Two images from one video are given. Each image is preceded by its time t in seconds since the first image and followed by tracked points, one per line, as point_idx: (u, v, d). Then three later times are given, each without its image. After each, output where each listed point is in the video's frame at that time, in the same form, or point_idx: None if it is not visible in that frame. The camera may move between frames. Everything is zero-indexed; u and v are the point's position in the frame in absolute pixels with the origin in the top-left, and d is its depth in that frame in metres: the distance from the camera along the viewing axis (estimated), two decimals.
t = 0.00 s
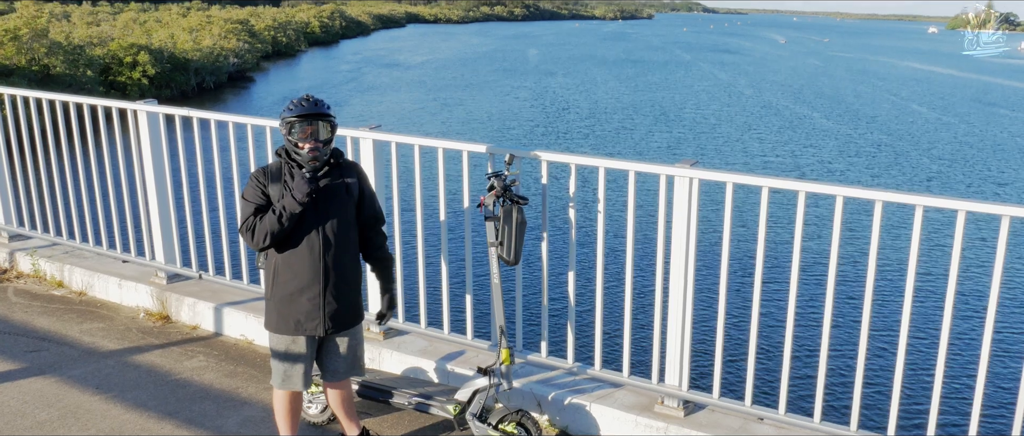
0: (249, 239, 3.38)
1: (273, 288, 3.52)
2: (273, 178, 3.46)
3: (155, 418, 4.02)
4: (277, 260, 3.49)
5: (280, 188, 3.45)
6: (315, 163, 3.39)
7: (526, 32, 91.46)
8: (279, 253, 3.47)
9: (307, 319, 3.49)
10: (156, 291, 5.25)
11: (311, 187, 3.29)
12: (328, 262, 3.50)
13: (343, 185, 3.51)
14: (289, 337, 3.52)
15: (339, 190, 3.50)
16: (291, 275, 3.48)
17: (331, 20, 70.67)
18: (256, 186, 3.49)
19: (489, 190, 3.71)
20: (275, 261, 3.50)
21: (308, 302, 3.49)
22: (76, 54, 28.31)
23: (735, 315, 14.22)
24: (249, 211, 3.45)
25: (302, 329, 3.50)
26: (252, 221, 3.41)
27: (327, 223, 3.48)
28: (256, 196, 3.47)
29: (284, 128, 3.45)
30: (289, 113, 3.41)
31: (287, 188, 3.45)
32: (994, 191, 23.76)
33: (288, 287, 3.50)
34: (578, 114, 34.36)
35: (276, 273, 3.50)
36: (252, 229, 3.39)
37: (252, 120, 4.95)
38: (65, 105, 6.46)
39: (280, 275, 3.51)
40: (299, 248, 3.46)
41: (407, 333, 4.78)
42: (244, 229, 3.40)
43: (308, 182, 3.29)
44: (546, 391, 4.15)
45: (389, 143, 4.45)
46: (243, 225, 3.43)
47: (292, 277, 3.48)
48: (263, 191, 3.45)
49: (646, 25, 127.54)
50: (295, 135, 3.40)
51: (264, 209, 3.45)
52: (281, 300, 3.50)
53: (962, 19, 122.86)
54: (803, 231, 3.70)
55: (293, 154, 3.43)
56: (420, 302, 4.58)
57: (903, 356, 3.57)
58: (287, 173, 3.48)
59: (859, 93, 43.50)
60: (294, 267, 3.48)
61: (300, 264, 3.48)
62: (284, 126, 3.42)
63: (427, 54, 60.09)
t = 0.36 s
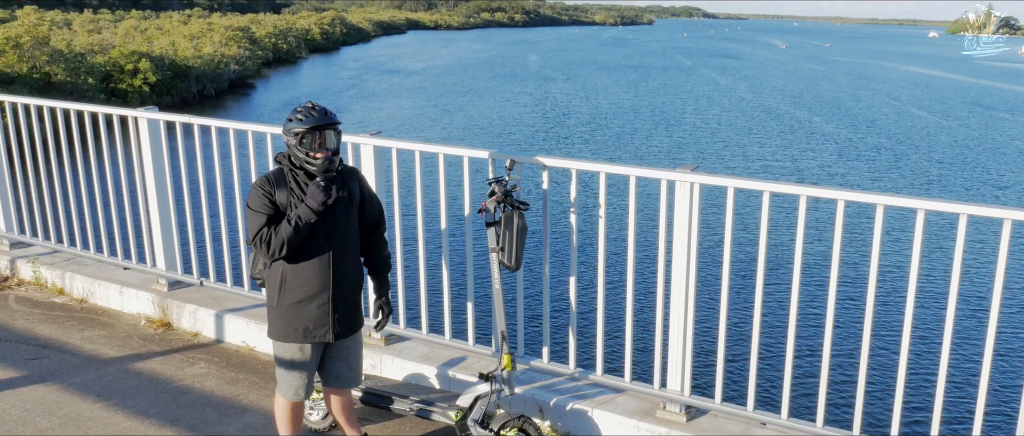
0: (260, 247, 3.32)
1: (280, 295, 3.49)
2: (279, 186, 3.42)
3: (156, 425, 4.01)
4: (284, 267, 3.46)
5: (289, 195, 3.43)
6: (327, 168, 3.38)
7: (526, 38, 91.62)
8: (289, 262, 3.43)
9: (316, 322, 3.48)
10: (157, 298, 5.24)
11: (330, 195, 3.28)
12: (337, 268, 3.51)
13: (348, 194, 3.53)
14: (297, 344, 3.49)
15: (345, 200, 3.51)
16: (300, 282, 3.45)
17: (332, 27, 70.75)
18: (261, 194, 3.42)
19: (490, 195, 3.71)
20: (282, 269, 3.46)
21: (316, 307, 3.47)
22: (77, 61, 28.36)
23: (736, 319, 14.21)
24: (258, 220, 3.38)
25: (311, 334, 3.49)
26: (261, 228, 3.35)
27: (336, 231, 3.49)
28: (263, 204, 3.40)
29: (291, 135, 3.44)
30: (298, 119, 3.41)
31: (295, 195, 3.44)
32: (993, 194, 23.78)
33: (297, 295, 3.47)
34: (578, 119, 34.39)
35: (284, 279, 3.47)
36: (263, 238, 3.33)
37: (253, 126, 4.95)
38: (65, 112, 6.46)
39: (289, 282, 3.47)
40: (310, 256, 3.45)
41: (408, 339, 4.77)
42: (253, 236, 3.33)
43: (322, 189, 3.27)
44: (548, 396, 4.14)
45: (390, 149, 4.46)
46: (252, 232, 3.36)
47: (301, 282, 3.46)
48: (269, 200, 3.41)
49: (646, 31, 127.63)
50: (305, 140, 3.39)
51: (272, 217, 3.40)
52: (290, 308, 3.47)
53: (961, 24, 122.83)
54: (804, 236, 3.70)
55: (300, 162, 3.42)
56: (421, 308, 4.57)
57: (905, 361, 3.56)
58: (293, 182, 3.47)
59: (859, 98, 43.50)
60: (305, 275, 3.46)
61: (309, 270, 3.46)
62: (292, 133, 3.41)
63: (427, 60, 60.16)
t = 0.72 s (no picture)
0: (283, 252, 3.25)
1: (294, 297, 3.45)
2: (291, 189, 3.39)
3: (159, 427, 4.01)
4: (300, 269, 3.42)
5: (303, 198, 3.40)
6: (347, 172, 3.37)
7: (528, 39, 91.59)
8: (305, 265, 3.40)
9: (332, 324, 3.49)
10: (159, 300, 5.24)
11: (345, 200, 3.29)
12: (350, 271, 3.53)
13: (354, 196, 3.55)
14: (310, 344, 3.48)
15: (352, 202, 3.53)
16: (315, 283, 3.45)
17: (333, 29, 70.75)
18: (273, 194, 3.36)
19: (491, 195, 3.70)
20: (296, 271, 3.43)
21: (330, 307, 3.48)
22: (79, 64, 28.38)
23: (738, 319, 14.18)
24: (273, 221, 3.30)
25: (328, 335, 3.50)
26: (282, 231, 3.27)
27: (348, 234, 3.50)
28: (276, 206, 3.34)
29: (306, 137, 3.38)
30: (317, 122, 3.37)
31: (308, 196, 3.41)
32: (995, 193, 23.78)
33: (310, 297, 3.46)
34: (580, 119, 34.39)
35: (298, 281, 3.44)
36: (285, 242, 3.27)
37: (255, 127, 4.95)
38: (66, 114, 6.45)
39: (304, 283, 3.45)
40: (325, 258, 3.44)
41: (409, 339, 4.77)
42: (275, 240, 3.26)
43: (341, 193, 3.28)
44: (550, 396, 4.14)
45: (392, 151, 4.46)
46: (271, 235, 3.28)
47: (317, 284, 3.45)
48: (284, 202, 3.35)
49: (647, 31, 127.52)
50: (324, 144, 3.36)
51: (288, 220, 3.34)
52: (303, 310, 3.46)
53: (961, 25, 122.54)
54: (806, 234, 3.68)
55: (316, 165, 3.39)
56: (422, 309, 4.56)
57: (908, 361, 3.55)
58: (304, 184, 3.43)
59: (860, 97, 43.43)
60: (321, 276, 3.45)
61: (324, 272, 3.45)
62: (309, 135, 3.37)
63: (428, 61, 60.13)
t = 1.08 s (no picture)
0: (323, 244, 3.27)
1: (314, 290, 3.45)
2: (316, 180, 3.40)
3: (162, 417, 4.02)
4: (324, 262, 3.43)
5: (329, 191, 3.43)
6: (369, 165, 3.47)
7: (531, 32, 91.55)
8: (329, 258, 3.42)
9: (350, 317, 3.54)
10: (162, 292, 5.25)
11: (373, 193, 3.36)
12: (364, 263, 3.60)
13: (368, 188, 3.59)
14: (328, 336, 3.52)
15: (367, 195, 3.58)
16: (334, 277, 3.47)
17: (337, 21, 70.62)
18: (300, 186, 3.35)
19: (495, 188, 3.70)
20: (318, 264, 3.43)
21: (347, 301, 3.53)
22: (82, 56, 28.38)
23: (742, 312, 14.17)
24: (305, 214, 3.30)
25: (347, 326, 3.56)
26: (318, 223, 3.28)
27: (363, 228, 3.56)
28: (305, 198, 3.33)
29: (334, 129, 3.41)
30: (347, 116, 3.40)
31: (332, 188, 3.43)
32: (998, 186, 23.74)
33: (331, 289, 3.48)
34: (583, 112, 34.32)
35: (320, 274, 3.44)
36: (322, 234, 3.28)
37: (259, 119, 4.94)
38: (69, 107, 6.44)
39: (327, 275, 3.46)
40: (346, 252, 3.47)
41: (412, 331, 4.78)
42: (314, 231, 3.26)
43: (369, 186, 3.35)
44: (552, 389, 4.14)
45: (396, 142, 4.45)
46: (308, 226, 3.27)
47: (339, 277, 3.48)
48: (314, 194, 3.35)
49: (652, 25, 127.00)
50: (353, 138, 3.42)
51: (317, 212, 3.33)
52: (323, 302, 3.47)
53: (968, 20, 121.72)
54: (810, 226, 3.68)
55: (342, 156, 3.43)
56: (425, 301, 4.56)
57: (911, 354, 3.55)
58: (326, 176, 3.44)
59: (864, 91, 43.26)
60: (343, 269, 3.49)
61: (343, 265, 3.48)
62: (340, 127, 3.40)
63: (432, 54, 59.98)
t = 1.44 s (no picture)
0: (354, 233, 3.30)
1: (334, 280, 3.46)
2: (338, 168, 3.39)
3: (165, 406, 4.03)
4: (345, 252, 3.46)
5: (351, 179, 3.44)
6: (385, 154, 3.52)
7: (535, 22, 91.20)
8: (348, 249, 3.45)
9: (364, 306, 3.59)
10: (165, 280, 5.26)
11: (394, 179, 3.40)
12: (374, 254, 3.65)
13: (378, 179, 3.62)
14: (345, 325, 3.56)
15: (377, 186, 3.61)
16: (352, 267, 3.50)
17: (340, 11, 70.47)
18: (324, 173, 3.35)
19: (497, 178, 3.70)
20: (338, 254, 3.45)
21: (362, 290, 3.57)
22: (85, 45, 28.37)
23: (745, 304, 14.16)
24: (333, 202, 3.30)
25: (361, 314, 3.61)
26: (348, 213, 3.30)
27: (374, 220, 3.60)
28: (331, 185, 3.33)
29: (353, 118, 3.43)
30: (369, 105, 3.44)
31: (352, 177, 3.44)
32: (999, 178, 23.70)
33: (349, 279, 3.50)
34: (586, 103, 34.27)
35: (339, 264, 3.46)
36: (352, 224, 3.31)
37: (262, 109, 4.93)
38: (71, 96, 6.43)
39: (346, 265, 3.49)
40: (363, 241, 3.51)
41: (415, 321, 4.77)
42: (345, 219, 3.27)
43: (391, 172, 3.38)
44: (555, 379, 4.15)
45: (399, 132, 4.44)
46: (337, 215, 3.27)
47: (355, 268, 3.51)
48: (339, 182, 3.35)
49: (656, 15, 126.50)
50: (372, 127, 3.45)
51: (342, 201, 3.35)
52: (343, 292, 3.49)
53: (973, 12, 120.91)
54: (814, 217, 3.66)
55: (361, 145, 3.45)
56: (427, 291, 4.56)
57: (913, 347, 3.55)
58: (345, 164, 3.44)
59: (867, 82, 43.09)
60: (359, 259, 3.52)
61: (359, 255, 3.52)
62: (361, 117, 3.42)
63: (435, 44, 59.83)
